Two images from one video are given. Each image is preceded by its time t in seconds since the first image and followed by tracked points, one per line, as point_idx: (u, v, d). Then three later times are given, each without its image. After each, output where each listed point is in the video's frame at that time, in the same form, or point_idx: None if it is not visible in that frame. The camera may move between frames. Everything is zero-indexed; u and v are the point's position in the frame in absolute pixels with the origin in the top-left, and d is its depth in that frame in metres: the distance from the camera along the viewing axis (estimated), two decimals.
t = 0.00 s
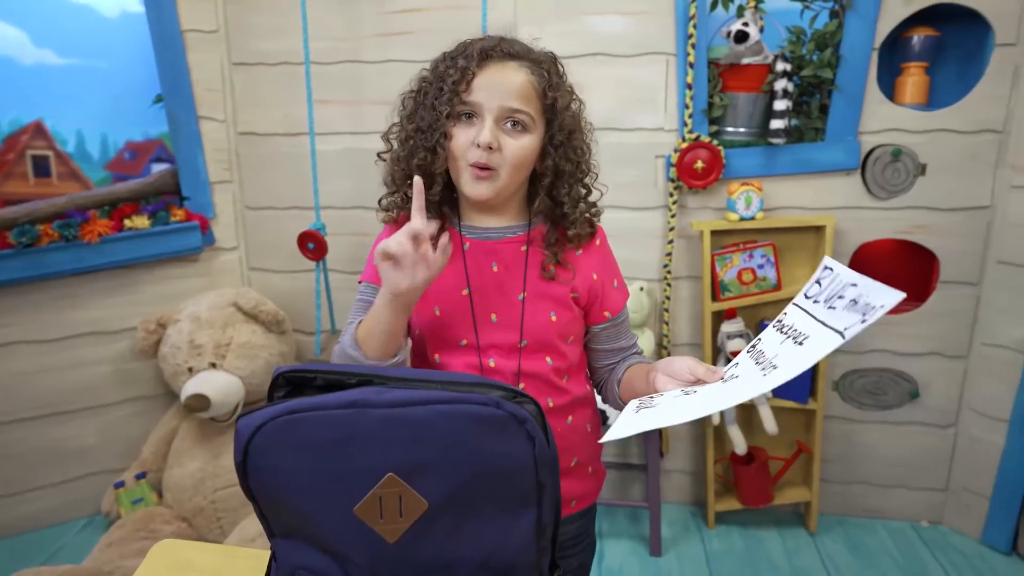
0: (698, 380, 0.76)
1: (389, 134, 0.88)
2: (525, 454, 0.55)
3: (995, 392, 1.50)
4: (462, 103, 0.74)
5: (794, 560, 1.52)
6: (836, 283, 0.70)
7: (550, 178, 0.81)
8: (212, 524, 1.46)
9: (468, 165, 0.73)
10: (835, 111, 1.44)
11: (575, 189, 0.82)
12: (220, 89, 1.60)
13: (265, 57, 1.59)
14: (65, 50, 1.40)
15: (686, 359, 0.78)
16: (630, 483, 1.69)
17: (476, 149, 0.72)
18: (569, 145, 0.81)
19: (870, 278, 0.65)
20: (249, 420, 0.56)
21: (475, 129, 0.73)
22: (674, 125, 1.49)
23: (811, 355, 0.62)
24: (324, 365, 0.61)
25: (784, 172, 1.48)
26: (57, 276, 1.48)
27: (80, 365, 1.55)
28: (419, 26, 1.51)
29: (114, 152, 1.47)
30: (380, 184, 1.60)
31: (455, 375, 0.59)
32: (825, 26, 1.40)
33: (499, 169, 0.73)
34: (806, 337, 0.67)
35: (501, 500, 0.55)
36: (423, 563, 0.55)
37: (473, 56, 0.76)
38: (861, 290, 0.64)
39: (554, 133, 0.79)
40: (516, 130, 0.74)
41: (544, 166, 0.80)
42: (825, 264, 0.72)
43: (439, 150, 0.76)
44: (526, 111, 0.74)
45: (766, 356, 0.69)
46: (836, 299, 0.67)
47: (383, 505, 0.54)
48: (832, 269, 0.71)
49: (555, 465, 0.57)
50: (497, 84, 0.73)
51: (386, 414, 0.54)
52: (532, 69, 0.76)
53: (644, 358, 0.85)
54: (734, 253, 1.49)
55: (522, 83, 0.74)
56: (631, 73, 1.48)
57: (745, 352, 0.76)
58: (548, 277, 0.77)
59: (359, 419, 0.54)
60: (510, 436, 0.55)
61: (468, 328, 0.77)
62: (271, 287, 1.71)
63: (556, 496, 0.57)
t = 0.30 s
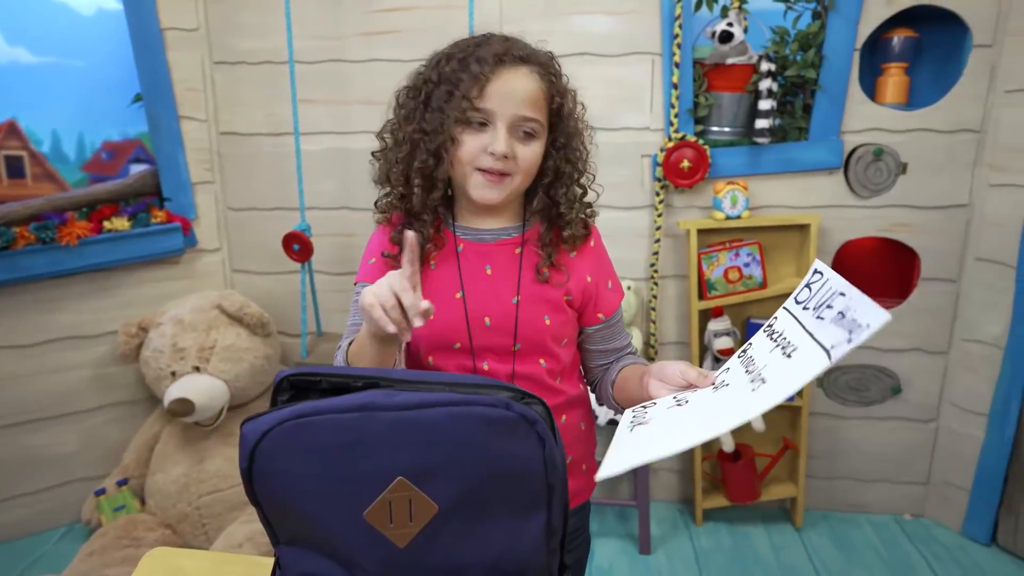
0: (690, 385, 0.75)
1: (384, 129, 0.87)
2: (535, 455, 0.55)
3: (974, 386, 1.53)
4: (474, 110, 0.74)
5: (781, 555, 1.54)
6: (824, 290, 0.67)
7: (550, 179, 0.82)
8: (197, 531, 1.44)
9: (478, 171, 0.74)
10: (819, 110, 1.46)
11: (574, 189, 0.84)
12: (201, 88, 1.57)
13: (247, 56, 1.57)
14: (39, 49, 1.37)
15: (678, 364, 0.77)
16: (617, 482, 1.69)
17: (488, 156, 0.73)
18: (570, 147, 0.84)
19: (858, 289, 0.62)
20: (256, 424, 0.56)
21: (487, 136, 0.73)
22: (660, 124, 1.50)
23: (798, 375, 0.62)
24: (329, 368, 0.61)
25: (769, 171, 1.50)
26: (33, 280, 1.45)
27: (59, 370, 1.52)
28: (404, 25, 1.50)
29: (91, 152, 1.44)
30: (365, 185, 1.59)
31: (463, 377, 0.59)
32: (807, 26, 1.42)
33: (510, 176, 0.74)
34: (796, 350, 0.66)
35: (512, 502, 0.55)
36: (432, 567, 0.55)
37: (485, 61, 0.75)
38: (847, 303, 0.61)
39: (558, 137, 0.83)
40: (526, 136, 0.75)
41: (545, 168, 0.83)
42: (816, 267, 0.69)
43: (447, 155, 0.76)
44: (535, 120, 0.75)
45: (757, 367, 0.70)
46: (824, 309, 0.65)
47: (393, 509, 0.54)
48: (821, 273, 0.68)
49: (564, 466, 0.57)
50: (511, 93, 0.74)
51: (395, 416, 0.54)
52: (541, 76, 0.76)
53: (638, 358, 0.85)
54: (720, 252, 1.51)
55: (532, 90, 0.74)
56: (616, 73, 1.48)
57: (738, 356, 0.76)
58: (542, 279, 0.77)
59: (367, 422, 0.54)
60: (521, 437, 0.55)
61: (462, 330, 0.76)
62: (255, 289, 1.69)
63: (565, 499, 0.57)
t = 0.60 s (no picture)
0: (684, 386, 0.76)
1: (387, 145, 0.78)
2: (545, 458, 0.55)
3: (958, 383, 1.55)
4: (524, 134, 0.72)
5: (771, 551, 1.55)
6: (819, 289, 0.68)
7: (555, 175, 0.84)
8: (186, 536, 1.42)
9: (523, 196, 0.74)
10: (806, 109, 1.47)
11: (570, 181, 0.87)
12: (187, 89, 1.55)
13: (233, 57, 1.55)
14: (20, 49, 1.35)
15: (673, 365, 0.78)
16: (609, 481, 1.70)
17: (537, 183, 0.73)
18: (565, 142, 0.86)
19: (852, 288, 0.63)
20: (263, 430, 0.56)
21: (537, 164, 0.72)
22: (649, 124, 1.50)
23: (793, 373, 0.62)
24: (335, 373, 0.61)
25: (757, 171, 1.51)
26: (16, 284, 1.43)
27: (42, 375, 1.49)
28: (392, 25, 1.49)
29: (73, 154, 1.42)
30: (354, 185, 1.58)
31: (470, 381, 0.59)
32: (794, 27, 1.43)
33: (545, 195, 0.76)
34: (790, 347, 0.66)
35: (523, 505, 0.55)
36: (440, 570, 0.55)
37: (532, 86, 0.71)
38: (842, 301, 0.63)
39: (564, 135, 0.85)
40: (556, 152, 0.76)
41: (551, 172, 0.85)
42: (810, 267, 0.70)
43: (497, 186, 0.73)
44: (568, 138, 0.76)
45: (750, 364, 0.70)
46: (819, 308, 0.66)
47: (403, 514, 0.54)
48: (816, 273, 0.69)
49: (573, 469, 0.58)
50: (557, 115, 0.73)
51: (404, 420, 0.54)
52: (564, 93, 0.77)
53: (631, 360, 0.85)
54: (710, 252, 1.52)
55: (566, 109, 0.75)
56: (605, 74, 1.48)
57: (730, 356, 0.76)
58: (540, 280, 0.77)
59: (376, 426, 0.54)
60: (531, 440, 0.55)
61: (458, 333, 0.77)
62: (243, 292, 1.67)
63: (573, 502, 0.57)
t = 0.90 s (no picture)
0: (686, 386, 0.76)
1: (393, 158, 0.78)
2: (554, 458, 0.55)
3: (944, 379, 1.57)
4: (529, 142, 0.71)
5: (763, 548, 1.56)
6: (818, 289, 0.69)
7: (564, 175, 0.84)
8: (176, 541, 1.41)
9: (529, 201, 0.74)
10: (795, 109, 1.48)
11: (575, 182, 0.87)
12: (175, 89, 1.53)
13: (222, 56, 1.53)
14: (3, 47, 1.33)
15: (673, 365, 0.78)
16: (601, 481, 1.70)
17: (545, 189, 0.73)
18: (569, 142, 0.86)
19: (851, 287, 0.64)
20: (270, 434, 0.56)
21: (543, 169, 0.72)
22: (640, 125, 1.51)
23: (792, 372, 0.62)
24: (340, 374, 0.62)
25: (747, 171, 1.52)
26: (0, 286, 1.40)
27: (27, 379, 1.47)
28: (383, 25, 1.48)
29: (57, 154, 1.40)
30: (344, 185, 1.57)
31: (477, 381, 0.60)
32: (783, 28, 1.44)
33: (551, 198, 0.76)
34: (790, 346, 0.67)
35: (532, 505, 0.56)
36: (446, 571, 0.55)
37: (534, 91, 0.71)
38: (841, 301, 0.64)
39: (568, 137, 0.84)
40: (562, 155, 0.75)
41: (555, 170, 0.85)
42: (808, 268, 0.71)
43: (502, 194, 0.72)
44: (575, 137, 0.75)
45: (751, 364, 0.70)
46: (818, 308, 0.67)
47: (412, 516, 0.54)
48: (814, 275, 0.70)
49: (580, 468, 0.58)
50: (561, 120, 0.73)
51: (413, 421, 0.54)
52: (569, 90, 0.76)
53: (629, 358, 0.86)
54: (701, 251, 1.53)
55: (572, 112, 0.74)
56: (596, 74, 1.49)
57: (732, 356, 0.77)
58: (543, 280, 0.78)
59: (385, 428, 0.54)
60: (540, 441, 0.55)
61: (463, 334, 0.78)
62: (232, 294, 1.66)
63: (581, 503, 0.57)
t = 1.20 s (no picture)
0: (695, 380, 0.79)
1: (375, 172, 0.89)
2: (560, 458, 0.56)
3: (933, 377, 1.59)
4: (450, 112, 0.78)
5: (755, 546, 1.57)
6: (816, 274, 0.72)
7: (560, 152, 0.86)
8: (167, 545, 1.39)
9: (479, 167, 0.77)
10: (785, 109, 1.49)
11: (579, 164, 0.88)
12: (162, 88, 1.52)
13: (211, 56, 1.52)
14: None
15: (681, 359, 0.81)
16: (595, 480, 1.70)
17: (485, 150, 0.76)
18: (566, 114, 0.86)
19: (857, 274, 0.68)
20: (274, 438, 0.56)
21: (478, 133, 0.77)
22: (632, 124, 1.51)
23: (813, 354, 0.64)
24: (343, 377, 0.62)
25: (738, 170, 1.53)
26: None
27: (13, 383, 1.45)
28: (374, 25, 1.48)
29: (42, 155, 1.38)
30: (335, 186, 1.56)
31: (481, 383, 0.60)
32: (773, 28, 1.45)
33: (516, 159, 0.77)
34: (794, 328, 0.70)
35: (538, 506, 0.56)
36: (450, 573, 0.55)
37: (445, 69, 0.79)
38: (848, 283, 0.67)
39: (552, 106, 0.84)
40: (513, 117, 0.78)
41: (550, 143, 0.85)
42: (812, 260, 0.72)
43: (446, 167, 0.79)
44: (518, 92, 0.78)
45: (754, 349, 0.72)
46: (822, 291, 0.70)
47: (419, 518, 0.54)
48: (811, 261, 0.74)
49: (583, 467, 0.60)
50: (489, 80, 0.77)
51: (419, 424, 0.54)
52: (506, 53, 0.80)
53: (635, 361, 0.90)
54: (692, 250, 1.53)
55: (504, 70, 0.78)
56: (588, 74, 1.49)
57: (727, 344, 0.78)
58: (565, 285, 0.82)
59: (392, 431, 0.54)
60: (545, 441, 0.56)
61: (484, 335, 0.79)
62: (222, 295, 1.64)
63: (586, 501, 0.59)
